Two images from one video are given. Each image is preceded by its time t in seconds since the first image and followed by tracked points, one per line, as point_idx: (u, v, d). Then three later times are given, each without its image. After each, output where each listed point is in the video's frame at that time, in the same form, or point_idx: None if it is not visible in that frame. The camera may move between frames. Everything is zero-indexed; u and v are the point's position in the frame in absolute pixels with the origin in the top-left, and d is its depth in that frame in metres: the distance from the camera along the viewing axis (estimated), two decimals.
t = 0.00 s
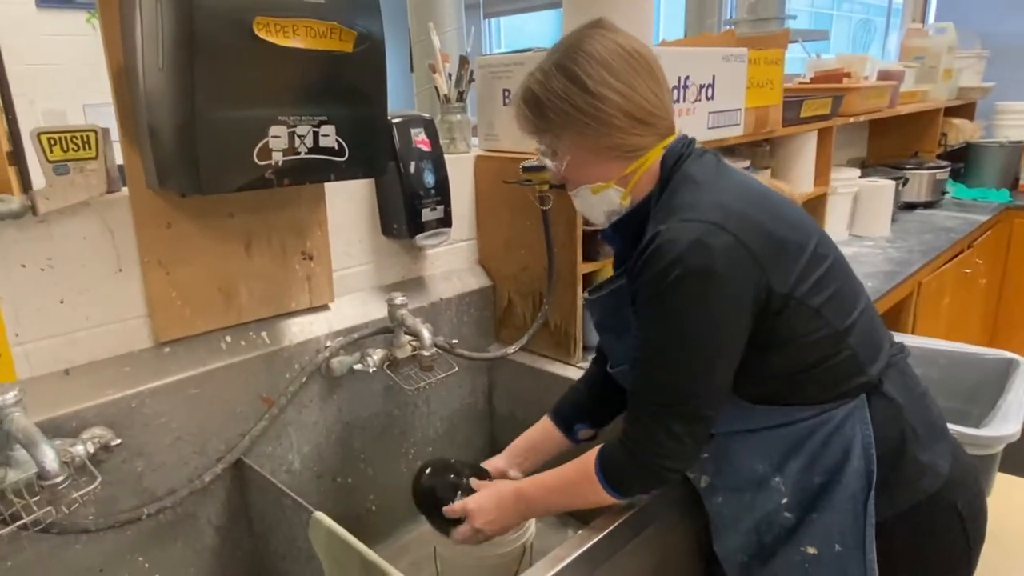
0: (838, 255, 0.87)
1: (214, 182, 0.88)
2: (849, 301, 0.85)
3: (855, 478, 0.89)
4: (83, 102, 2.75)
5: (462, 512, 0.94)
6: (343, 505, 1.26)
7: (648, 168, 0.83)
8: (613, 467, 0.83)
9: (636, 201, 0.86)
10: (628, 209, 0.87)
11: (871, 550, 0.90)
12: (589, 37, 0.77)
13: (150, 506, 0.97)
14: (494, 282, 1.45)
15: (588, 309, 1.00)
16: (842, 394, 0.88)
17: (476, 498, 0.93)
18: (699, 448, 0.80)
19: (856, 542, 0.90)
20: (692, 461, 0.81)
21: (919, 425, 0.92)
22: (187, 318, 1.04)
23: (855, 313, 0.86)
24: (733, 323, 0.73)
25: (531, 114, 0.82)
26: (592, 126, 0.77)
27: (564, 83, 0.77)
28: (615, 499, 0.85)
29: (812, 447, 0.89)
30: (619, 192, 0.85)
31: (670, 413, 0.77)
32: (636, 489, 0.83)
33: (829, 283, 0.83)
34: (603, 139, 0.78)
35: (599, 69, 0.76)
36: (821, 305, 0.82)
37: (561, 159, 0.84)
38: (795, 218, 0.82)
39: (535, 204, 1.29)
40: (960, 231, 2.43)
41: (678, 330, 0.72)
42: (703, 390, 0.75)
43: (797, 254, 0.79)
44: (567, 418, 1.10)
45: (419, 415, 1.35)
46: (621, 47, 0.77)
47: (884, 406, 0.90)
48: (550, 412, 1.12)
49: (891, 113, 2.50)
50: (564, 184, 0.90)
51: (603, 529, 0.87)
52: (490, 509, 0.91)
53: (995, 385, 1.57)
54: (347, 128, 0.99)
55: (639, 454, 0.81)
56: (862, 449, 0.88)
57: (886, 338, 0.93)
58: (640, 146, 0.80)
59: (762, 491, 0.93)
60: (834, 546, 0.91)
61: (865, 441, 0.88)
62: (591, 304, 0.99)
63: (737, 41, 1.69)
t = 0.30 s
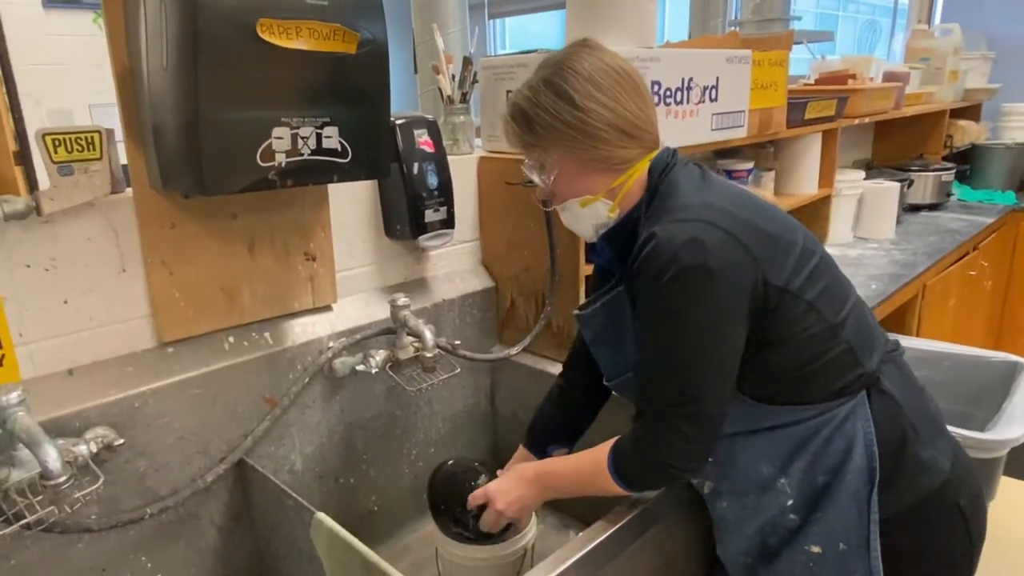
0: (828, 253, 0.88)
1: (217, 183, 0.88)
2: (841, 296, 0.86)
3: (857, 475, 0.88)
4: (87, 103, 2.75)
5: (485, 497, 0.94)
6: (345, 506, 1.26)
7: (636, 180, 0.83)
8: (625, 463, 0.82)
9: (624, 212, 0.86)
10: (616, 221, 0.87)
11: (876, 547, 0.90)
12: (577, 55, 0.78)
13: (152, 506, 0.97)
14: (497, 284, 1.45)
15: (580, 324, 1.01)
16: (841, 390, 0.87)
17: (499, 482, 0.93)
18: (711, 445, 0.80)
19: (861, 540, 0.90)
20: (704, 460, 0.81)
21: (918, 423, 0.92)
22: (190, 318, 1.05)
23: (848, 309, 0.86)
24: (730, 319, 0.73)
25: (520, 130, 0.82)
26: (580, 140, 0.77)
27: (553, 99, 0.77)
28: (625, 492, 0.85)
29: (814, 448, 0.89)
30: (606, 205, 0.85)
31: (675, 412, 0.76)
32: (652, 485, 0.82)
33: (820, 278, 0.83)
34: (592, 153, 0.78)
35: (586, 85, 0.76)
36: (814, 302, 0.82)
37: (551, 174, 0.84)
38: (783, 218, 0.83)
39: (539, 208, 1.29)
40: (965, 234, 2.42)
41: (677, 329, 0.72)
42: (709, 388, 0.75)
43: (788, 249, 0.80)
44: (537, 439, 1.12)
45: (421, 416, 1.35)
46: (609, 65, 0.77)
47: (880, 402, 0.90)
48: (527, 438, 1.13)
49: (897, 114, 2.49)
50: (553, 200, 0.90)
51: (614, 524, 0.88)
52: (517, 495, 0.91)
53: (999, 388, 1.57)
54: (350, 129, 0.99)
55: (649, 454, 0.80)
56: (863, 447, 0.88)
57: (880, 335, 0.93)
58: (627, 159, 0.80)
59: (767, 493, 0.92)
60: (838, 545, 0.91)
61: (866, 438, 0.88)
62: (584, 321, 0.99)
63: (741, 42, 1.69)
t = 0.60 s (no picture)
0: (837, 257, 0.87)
1: (212, 184, 0.88)
2: (849, 300, 0.85)
3: (854, 483, 0.88)
4: (88, 102, 2.74)
5: (481, 481, 0.88)
6: (342, 509, 1.25)
7: (648, 175, 0.82)
8: (638, 456, 0.81)
9: (635, 206, 0.86)
10: (626, 215, 0.87)
11: (871, 554, 0.89)
12: (589, 43, 0.76)
13: (148, 509, 0.96)
14: (496, 285, 1.44)
15: (588, 313, 1.01)
16: (844, 396, 0.88)
17: (496, 464, 0.89)
18: (723, 445, 0.78)
19: (856, 547, 0.89)
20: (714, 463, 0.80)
21: (918, 430, 0.92)
22: (187, 319, 1.04)
23: (855, 314, 0.86)
24: (741, 321, 0.72)
25: (531, 120, 0.80)
26: (593, 132, 0.76)
27: (565, 89, 0.76)
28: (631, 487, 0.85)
29: (812, 452, 0.88)
30: (617, 199, 0.85)
31: (682, 408, 0.75)
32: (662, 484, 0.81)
33: (829, 282, 0.83)
34: (604, 145, 0.77)
35: (599, 76, 0.75)
36: (820, 307, 0.81)
37: (561, 165, 0.83)
38: (794, 220, 0.82)
39: (537, 207, 1.29)
40: (966, 236, 2.41)
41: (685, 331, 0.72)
42: (721, 388, 0.74)
43: (798, 252, 0.79)
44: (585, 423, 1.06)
45: (419, 419, 1.35)
46: (621, 55, 0.76)
47: (881, 409, 0.90)
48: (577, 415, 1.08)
49: (899, 116, 2.48)
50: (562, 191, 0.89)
51: (612, 529, 0.87)
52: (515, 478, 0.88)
53: (1000, 393, 1.56)
54: (347, 130, 0.98)
55: (665, 451, 0.78)
56: (861, 453, 0.88)
57: (885, 342, 0.93)
58: (640, 153, 0.80)
59: (762, 496, 0.90)
60: (833, 551, 0.89)
61: (865, 445, 0.88)
62: (591, 308, 0.99)
63: (742, 43, 1.68)
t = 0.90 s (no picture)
0: (856, 260, 0.86)
1: (208, 183, 0.87)
2: (865, 303, 0.84)
3: (861, 489, 0.87)
4: (86, 100, 2.74)
5: (469, 454, 0.89)
6: (339, 509, 1.25)
7: (669, 163, 0.82)
8: (624, 448, 0.81)
9: (653, 194, 0.85)
10: (643, 203, 0.87)
11: (877, 561, 0.88)
12: (616, 24, 0.76)
13: (142, 510, 0.96)
14: (495, 285, 1.43)
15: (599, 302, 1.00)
16: (853, 402, 0.86)
17: (487, 438, 0.89)
18: (713, 445, 0.78)
19: (862, 554, 0.89)
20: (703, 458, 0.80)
21: (928, 438, 0.91)
22: (182, 319, 1.03)
23: (872, 316, 0.85)
24: (751, 312, 0.72)
25: (552, 101, 0.80)
26: (614, 116, 0.76)
27: (589, 71, 0.75)
28: (618, 478, 0.84)
29: (819, 456, 0.88)
30: (635, 186, 0.84)
31: (674, 395, 0.75)
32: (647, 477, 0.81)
33: (845, 284, 0.82)
34: (625, 130, 0.77)
35: (624, 59, 0.74)
36: (837, 308, 0.80)
37: (579, 149, 0.82)
38: (814, 219, 0.80)
39: (536, 207, 1.28)
40: (966, 237, 2.40)
41: (694, 321, 0.71)
42: (718, 381, 0.73)
43: (815, 251, 0.78)
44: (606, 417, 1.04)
45: (417, 419, 1.34)
46: (647, 38, 0.75)
47: (892, 414, 0.88)
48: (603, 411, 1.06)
49: (898, 116, 2.47)
50: (579, 176, 0.89)
51: (609, 532, 0.86)
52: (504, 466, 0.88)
53: (1000, 394, 1.55)
54: (344, 129, 0.98)
55: (649, 444, 0.78)
56: (870, 458, 0.87)
57: (899, 348, 0.91)
58: (663, 142, 0.79)
59: (767, 497, 0.92)
60: (839, 558, 0.89)
61: (874, 450, 0.87)
62: (602, 297, 0.99)
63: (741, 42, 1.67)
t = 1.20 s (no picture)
0: (855, 257, 0.86)
1: (208, 181, 0.87)
2: (864, 300, 0.84)
3: (861, 486, 0.87)
4: (85, 97, 2.74)
5: (470, 463, 0.87)
6: (339, 507, 1.25)
7: (667, 161, 0.82)
8: (627, 446, 0.81)
9: (651, 193, 0.86)
10: (641, 201, 0.87)
11: (876, 557, 0.89)
12: (614, 24, 0.76)
13: (142, 507, 0.96)
14: (495, 283, 1.43)
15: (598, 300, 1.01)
16: (852, 399, 0.86)
17: (488, 447, 0.87)
18: (716, 442, 0.78)
19: (861, 550, 0.89)
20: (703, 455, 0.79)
21: (926, 435, 0.91)
22: (182, 316, 1.03)
23: (871, 313, 0.85)
24: (751, 309, 0.72)
25: (550, 100, 0.80)
26: (611, 114, 0.76)
27: (587, 69, 0.75)
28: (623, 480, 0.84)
29: (819, 454, 0.88)
30: (632, 183, 0.85)
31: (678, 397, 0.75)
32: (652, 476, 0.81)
33: (845, 281, 0.82)
34: (622, 128, 0.77)
35: (621, 57, 0.74)
36: (836, 304, 0.80)
37: (577, 147, 0.83)
38: (813, 216, 0.81)
39: (536, 205, 1.28)
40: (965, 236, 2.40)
41: (694, 318, 0.71)
42: (721, 377, 0.73)
43: (814, 248, 0.78)
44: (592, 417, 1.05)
45: (417, 417, 1.34)
46: (645, 37, 0.75)
47: (891, 411, 0.89)
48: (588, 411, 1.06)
49: (898, 115, 2.47)
50: (578, 174, 0.89)
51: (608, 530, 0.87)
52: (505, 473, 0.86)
53: (999, 393, 1.55)
54: (344, 127, 0.98)
55: (653, 443, 0.78)
56: (870, 456, 0.87)
57: (898, 345, 0.92)
58: (660, 139, 0.79)
59: (767, 496, 0.92)
60: (839, 555, 0.89)
61: (873, 447, 0.87)
62: (601, 295, 0.99)
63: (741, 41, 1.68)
